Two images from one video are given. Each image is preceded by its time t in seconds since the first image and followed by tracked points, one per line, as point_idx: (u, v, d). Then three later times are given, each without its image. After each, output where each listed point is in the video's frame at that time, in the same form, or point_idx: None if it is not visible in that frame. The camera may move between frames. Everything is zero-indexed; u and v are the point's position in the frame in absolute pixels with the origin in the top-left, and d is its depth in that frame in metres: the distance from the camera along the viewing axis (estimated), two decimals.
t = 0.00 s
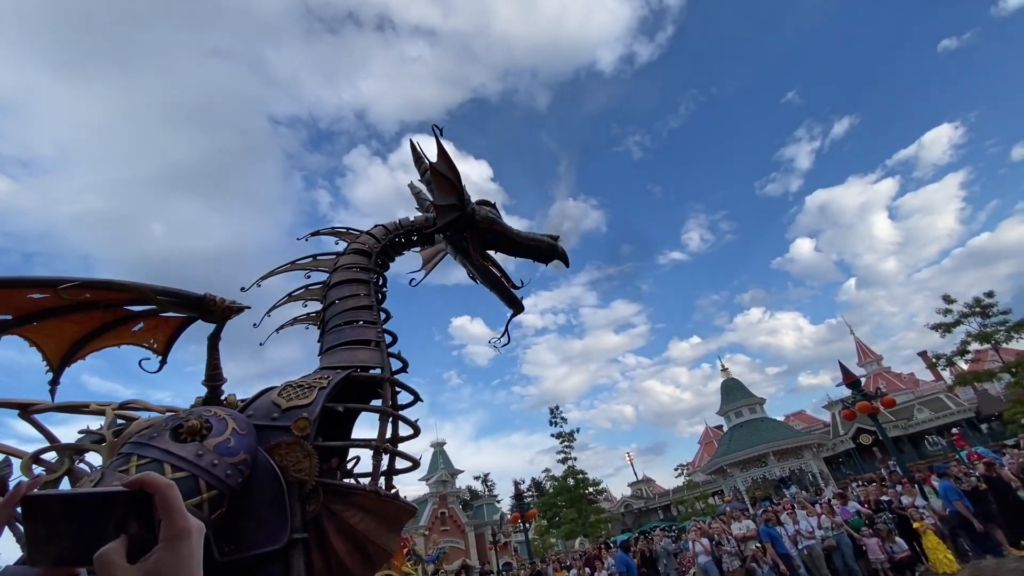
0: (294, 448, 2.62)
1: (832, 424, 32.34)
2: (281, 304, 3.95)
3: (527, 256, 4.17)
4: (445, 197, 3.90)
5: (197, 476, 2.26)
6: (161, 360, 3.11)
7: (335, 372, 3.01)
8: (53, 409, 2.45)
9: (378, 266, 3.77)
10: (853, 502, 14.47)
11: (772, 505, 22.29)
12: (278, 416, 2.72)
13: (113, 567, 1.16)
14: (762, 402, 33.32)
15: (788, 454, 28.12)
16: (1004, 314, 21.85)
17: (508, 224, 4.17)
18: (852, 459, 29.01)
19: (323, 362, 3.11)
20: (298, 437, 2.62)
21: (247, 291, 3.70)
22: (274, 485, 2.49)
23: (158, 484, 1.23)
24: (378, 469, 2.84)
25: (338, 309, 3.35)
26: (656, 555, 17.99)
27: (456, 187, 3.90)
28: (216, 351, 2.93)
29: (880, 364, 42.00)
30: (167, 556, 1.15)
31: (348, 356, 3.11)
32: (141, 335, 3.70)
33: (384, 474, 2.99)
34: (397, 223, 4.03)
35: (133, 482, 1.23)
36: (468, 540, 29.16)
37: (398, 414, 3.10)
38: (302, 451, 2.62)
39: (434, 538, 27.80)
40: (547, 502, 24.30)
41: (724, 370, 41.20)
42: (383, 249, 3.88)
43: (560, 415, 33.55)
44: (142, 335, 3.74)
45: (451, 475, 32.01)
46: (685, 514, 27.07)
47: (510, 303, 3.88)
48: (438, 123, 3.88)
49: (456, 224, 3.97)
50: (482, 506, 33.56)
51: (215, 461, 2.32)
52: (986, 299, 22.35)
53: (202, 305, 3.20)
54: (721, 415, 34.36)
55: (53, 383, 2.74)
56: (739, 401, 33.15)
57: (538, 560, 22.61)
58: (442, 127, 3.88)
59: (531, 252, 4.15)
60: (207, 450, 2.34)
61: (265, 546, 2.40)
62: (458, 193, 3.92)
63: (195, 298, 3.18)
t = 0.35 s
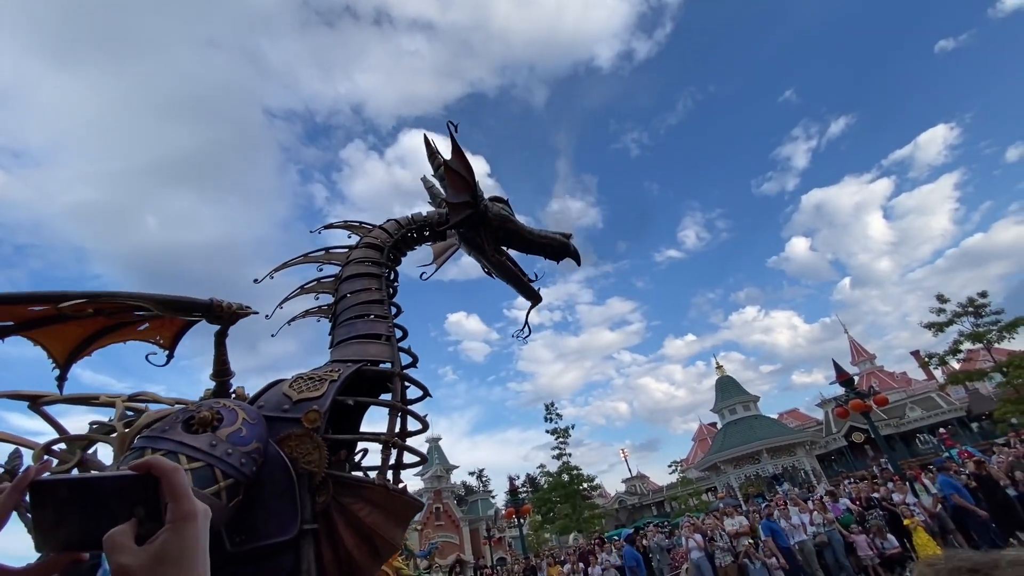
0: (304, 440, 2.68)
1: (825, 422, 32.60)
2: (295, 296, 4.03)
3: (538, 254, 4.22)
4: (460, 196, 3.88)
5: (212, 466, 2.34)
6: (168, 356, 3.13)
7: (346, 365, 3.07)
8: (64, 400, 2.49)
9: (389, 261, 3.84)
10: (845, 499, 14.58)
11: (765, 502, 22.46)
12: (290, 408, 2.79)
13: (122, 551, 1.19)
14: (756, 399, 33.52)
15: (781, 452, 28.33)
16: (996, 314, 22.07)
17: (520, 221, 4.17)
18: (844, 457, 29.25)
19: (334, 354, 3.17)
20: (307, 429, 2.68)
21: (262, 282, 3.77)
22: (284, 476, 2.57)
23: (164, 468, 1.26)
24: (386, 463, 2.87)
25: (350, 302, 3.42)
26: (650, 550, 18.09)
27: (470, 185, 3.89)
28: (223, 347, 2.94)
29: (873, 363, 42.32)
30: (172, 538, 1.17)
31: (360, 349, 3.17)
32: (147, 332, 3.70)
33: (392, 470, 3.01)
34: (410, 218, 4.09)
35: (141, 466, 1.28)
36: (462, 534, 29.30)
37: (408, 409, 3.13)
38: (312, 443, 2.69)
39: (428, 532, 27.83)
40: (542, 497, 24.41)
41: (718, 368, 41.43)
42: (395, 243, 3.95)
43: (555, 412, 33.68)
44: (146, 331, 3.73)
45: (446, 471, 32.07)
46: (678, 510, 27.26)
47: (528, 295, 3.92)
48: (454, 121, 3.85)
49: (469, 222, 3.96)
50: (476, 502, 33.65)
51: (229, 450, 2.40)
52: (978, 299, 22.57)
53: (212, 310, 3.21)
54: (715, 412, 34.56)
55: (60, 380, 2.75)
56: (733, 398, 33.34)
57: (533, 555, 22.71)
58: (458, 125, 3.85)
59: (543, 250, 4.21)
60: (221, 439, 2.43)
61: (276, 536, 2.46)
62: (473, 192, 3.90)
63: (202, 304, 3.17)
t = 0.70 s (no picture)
0: (316, 429, 2.75)
1: (822, 418, 32.77)
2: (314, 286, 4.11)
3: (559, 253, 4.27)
4: (481, 192, 3.94)
5: (231, 453, 2.44)
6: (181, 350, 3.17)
7: (362, 358, 3.13)
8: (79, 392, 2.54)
9: (408, 255, 3.89)
10: (840, 493, 14.67)
11: (760, 496, 22.63)
12: (305, 398, 2.87)
13: (123, 521, 1.22)
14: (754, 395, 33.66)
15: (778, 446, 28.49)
16: (994, 311, 22.15)
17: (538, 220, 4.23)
18: (841, 452, 29.42)
19: (351, 346, 3.23)
20: (319, 419, 2.76)
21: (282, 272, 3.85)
22: (297, 465, 2.63)
23: (166, 444, 1.33)
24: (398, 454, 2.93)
25: (367, 296, 3.47)
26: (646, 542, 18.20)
27: (491, 182, 3.94)
28: (234, 342, 2.97)
29: (871, 359, 42.44)
30: (174, 512, 1.21)
31: (376, 342, 3.23)
32: (158, 329, 3.74)
33: (402, 463, 3.06)
34: (430, 213, 4.15)
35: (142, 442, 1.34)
36: (460, 527, 29.49)
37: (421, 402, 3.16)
38: (324, 433, 2.75)
39: (426, 524, 28.01)
40: (539, 490, 24.60)
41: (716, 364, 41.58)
42: (414, 237, 4.00)
43: (554, 405, 34.18)
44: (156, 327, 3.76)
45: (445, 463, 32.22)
46: (675, 503, 27.46)
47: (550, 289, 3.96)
48: (478, 119, 3.91)
49: (490, 218, 4.02)
50: (474, 494, 33.85)
51: (245, 438, 2.51)
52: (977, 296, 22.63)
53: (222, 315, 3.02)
54: (713, 407, 34.70)
55: (72, 376, 2.78)
56: (731, 393, 33.48)
57: (530, 547, 22.90)
58: (482, 124, 3.90)
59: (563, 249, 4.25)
60: (236, 427, 2.53)
61: (291, 523, 2.52)
62: (493, 188, 3.96)
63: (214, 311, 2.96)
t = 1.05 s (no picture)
0: (331, 418, 2.78)
1: (822, 411, 32.82)
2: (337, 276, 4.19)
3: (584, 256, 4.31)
4: (511, 191, 3.96)
5: (252, 440, 2.49)
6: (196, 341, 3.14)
7: (382, 350, 3.20)
8: (95, 382, 2.55)
9: (433, 250, 3.96)
10: (839, 486, 14.70)
11: (760, 488, 22.73)
12: (324, 386, 2.93)
13: (118, 504, 1.21)
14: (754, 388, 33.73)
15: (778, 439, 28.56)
16: (996, 305, 22.11)
17: (566, 221, 4.24)
18: (840, 445, 29.51)
19: (371, 337, 3.30)
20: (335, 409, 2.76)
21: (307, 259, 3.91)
22: (314, 454, 2.67)
23: (161, 424, 1.30)
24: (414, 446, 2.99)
25: (391, 288, 3.56)
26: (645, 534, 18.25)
27: (521, 181, 3.95)
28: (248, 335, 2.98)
29: (872, 353, 42.41)
30: (170, 497, 1.21)
31: (396, 336, 3.30)
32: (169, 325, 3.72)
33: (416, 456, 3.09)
34: (457, 209, 4.20)
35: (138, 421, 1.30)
36: (460, 518, 29.64)
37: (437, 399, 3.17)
38: (340, 422, 2.78)
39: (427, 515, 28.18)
40: (539, 482, 24.74)
41: (717, 357, 41.61)
42: (440, 231, 4.06)
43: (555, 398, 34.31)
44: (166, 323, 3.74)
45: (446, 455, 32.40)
46: (675, 496, 27.59)
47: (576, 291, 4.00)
48: (512, 118, 3.92)
49: (518, 217, 4.05)
50: (475, 486, 34.05)
51: (264, 425, 2.56)
52: (979, 290, 22.60)
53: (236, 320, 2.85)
54: (713, 400, 34.78)
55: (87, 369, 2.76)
56: (732, 386, 33.54)
57: (530, 538, 23.05)
58: (516, 122, 3.91)
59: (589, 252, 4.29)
60: (255, 415, 2.58)
61: (308, 509, 2.57)
62: (523, 187, 3.97)
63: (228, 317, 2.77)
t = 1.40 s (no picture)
0: (348, 409, 2.84)
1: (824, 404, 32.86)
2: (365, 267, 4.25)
3: (611, 262, 4.35)
4: (545, 192, 3.97)
5: (273, 428, 2.57)
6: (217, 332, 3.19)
7: (403, 344, 3.23)
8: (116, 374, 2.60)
9: (461, 246, 3.99)
10: (840, 478, 14.70)
11: (761, 480, 22.80)
12: (344, 376, 2.97)
13: (128, 493, 1.25)
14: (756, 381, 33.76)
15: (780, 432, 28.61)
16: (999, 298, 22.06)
17: (596, 226, 4.26)
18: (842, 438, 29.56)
19: (394, 331, 3.34)
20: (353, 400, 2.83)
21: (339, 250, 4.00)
22: (331, 443, 2.72)
23: (169, 415, 1.33)
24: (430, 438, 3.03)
25: (416, 282, 3.60)
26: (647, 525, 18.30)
27: (555, 182, 3.94)
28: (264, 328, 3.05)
29: (874, 346, 42.38)
30: (179, 485, 1.24)
31: (418, 331, 3.33)
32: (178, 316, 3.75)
33: (431, 451, 3.13)
34: (487, 206, 4.23)
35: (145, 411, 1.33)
36: (463, 509, 29.88)
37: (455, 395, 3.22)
38: (356, 412, 2.83)
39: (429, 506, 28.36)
40: (542, 474, 24.87)
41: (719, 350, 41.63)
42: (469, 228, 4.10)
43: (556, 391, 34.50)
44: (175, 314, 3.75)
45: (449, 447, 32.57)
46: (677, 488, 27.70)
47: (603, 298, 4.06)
48: (552, 118, 3.90)
49: (549, 219, 4.08)
50: (478, 478, 34.22)
51: (284, 413, 2.64)
52: (983, 283, 22.54)
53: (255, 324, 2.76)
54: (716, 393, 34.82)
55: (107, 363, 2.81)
56: (734, 379, 33.58)
57: (532, 530, 23.19)
58: (555, 122, 3.90)
59: (616, 258, 4.34)
60: (274, 404, 2.66)
61: (325, 497, 2.62)
62: (557, 188, 3.97)
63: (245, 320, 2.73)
